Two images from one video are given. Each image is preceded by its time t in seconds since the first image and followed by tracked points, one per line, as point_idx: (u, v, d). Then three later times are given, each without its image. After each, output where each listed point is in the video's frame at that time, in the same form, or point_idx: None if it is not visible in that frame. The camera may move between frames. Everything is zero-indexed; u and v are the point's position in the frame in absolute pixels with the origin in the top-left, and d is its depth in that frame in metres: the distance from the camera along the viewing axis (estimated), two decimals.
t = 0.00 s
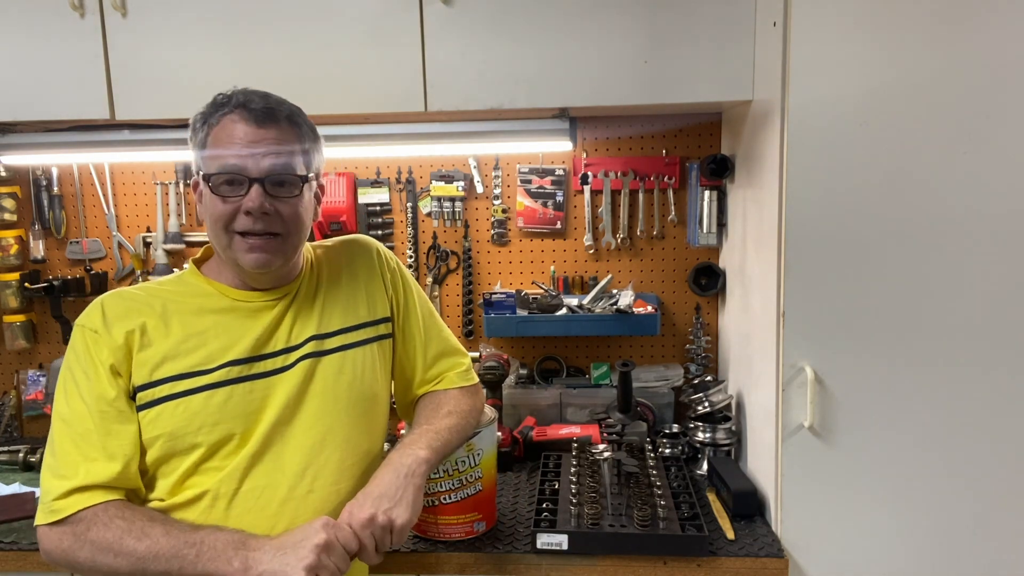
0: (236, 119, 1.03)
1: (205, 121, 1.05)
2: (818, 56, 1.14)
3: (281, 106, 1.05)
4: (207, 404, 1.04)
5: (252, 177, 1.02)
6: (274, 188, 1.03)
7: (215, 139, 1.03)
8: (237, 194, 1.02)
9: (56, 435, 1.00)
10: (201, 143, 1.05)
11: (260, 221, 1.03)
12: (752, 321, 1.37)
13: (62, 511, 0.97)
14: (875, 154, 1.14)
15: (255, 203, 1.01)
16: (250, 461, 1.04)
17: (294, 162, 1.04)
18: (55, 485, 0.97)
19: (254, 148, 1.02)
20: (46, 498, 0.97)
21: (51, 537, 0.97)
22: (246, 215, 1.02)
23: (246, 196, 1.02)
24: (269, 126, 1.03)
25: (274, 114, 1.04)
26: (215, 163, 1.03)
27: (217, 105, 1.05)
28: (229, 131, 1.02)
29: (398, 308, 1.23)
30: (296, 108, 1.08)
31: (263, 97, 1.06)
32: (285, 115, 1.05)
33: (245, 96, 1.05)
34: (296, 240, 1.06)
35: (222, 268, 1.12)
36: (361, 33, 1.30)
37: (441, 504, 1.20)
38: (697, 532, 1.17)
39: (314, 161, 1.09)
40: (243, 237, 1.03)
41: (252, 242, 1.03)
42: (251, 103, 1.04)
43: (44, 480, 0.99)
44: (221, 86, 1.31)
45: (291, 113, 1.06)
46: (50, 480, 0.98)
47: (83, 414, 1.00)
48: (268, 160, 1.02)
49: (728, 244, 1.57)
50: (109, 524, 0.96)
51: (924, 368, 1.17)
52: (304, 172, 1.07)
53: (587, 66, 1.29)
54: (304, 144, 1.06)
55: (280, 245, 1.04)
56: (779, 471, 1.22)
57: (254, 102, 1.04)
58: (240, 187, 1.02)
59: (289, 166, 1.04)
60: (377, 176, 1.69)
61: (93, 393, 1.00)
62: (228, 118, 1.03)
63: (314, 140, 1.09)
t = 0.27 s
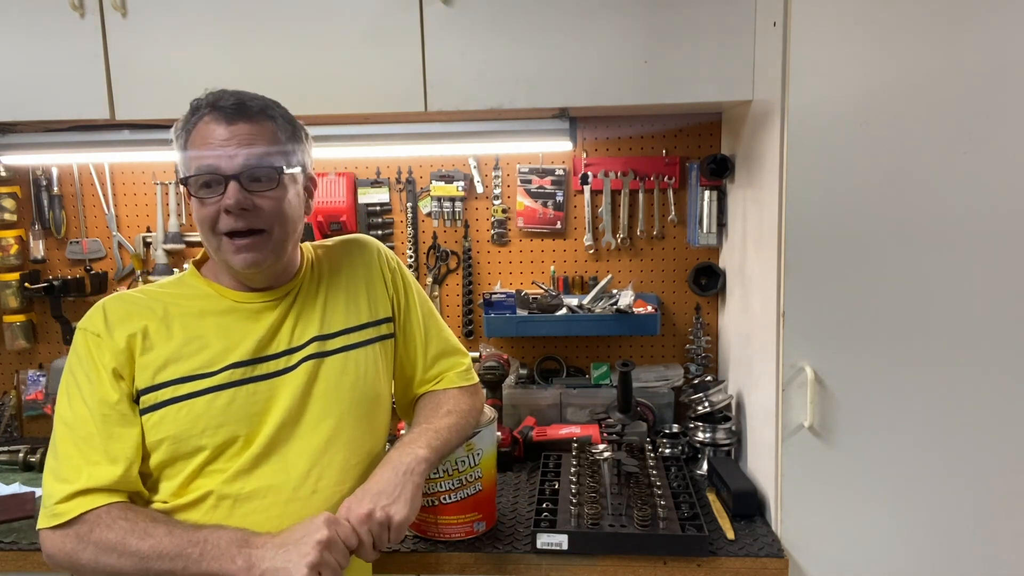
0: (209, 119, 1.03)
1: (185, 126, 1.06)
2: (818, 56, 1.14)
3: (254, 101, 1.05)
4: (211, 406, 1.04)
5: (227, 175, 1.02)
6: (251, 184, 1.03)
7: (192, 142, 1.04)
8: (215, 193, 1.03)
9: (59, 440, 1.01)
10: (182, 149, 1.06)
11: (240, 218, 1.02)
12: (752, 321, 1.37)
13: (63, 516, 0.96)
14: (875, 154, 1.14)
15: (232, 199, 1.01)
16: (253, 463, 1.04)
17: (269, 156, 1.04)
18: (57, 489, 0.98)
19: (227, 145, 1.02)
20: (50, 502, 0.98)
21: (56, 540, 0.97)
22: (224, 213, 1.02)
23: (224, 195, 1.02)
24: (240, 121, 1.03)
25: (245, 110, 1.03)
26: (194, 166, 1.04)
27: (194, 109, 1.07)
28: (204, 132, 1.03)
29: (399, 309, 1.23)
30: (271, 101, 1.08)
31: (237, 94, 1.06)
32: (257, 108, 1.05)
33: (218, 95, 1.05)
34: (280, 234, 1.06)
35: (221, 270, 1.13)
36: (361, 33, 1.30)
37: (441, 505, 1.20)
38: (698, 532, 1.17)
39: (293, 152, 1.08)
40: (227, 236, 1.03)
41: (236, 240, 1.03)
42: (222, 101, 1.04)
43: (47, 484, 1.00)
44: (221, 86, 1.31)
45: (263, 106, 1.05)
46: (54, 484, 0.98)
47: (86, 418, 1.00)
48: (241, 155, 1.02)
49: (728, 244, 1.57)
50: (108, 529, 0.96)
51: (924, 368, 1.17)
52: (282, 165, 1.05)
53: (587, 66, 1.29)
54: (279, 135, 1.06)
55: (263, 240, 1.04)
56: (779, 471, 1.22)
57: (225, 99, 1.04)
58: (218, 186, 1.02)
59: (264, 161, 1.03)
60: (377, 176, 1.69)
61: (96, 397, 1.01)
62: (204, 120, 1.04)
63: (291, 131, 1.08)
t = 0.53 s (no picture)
0: (198, 120, 1.03)
1: (177, 128, 1.06)
2: (818, 56, 1.14)
3: (241, 102, 1.04)
4: (207, 407, 1.04)
5: (216, 177, 1.02)
6: (239, 185, 1.03)
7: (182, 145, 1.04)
8: (204, 195, 1.03)
9: (58, 442, 1.02)
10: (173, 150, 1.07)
11: (229, 220, 1.02)
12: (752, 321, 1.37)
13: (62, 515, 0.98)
14: (875, 154, 1.14)
15: (219, 202, 1.01)
16: (250, 464, 1.05)
17: (257, 157, 1.03)
18: (55, 489, 0.99)
19: (214, 148, 1.01)
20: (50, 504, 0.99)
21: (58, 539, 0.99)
22: (213, 216, 1.02)
23: (213, 197, 1.02)
24: (228, 122, 1.02)
25: (232, 111, 1.03)
26: (184, 168, 1.04)
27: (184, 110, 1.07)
28: (193, 134, 1.03)
29: (399, 308, 1.23)
30: (260, 100, 1.07)
31: (226, 95, 1.05)
32: (245, 109, 1.04)
33: (207, 96, 1.05)
34: (270, 235, 1.05)
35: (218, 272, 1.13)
36: (361, 33, 1.30)
37: (441, 505, 1.20)
38: (697, 532, 1.17)
39: (283, 152, 1.07)
40: (217, 238, 1.03)
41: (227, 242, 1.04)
42: (210, 103, 1.04)
43: (47, 486, 1.01)
44: (221, 86, 1.31)
45: (252, 106, 1.05)
46: (53, 486, 0.99)
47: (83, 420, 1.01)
48: (229, 157, 1.01)
49: (728, 244, 1.57)
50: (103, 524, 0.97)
51: (924, 368, 1.17)
52: (271, 165, 1.05)
53: (587, 66, 1.29)
54: (269, 136, 1.05)
55: (253, 242, 1.04)
56: (779, 471, 1.22)
57: (213, 100, 1.04)
58: (207, 189, 1.02)
59: (252, 162, 1.03)
60: (377, 176, 1.69)
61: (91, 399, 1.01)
62: (193, 122, 1.04)
63: (281, 130, 1.07)
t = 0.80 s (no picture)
0: (189, 125, 1.03)
1: (168, 132, 1.05)
2: (818, 56, 1.14)
3: (234, 105, 1.04)
4: (198, 408, 1.04)
5: (208, 182, 1.02)
6: (231, 189, 1.02)
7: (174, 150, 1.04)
8: (196, 200, 1.02)
9: (53, 441, 1.04)
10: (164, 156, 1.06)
11: (223, 225, 1.02)
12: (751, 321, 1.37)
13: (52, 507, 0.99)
14: (876, 154, 1.14)
15: (212, 207, 1.01)
16: (241, 465, 1.04)
17: (250, 160, 1.03)
18: (42, 485, 1.01)
19: (205, 152, 1.01)
20: (42, 500, 1.00)
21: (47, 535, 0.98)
22: (206, 221, 1.02)
23: (206, 202, 1.02)
24: (219, 126, 1.02)
25: (225, 114, 1.03)
26: (176, 174, 1.04)
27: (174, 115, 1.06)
28: (184, 138, 1.03)
29: (397, 309, 1.22)
30: (253, 103, 1.07)
31: (218, 98, 1.05)
32: (236, 112, 1.04)
33: (197, 100, 1.05)
34: (265, 238, 1.05)
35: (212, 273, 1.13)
36: (361, 32, 1.30)
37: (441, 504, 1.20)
38: (698, 532, 1.17)
39: (276, 155, 1.07)
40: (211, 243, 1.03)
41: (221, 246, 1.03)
42: (201, 106, 1.03)
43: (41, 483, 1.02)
44: (221, 86, 1.31)
45: (243, 109, 1.05)
46: (45, 483, 1.01)
47: (77, 418, 1.03)
48: (221, 160, 1.01)
49: (728, 244, 1.57)
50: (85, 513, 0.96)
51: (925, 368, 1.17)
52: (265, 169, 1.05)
53: (587, 66, 1.29)
54: (260, 138, 1.05)
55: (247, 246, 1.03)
56: (779, 471, 1.22)
57: (204, 104, 1.03)
58: (199, 193, 1.02)
59: (245, 165, 1.03)
60: (377, 176, 1.69)
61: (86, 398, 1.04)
62: (185, 126, 1.03)
63: (272, 132, 1.07)
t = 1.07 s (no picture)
0: (187, 123, 1.03)
1: (168, 132, 1.06)
2: (818, 56, 1.14)
3: (231, 104, 1.04)
4: (194, 407, 1.05)
5: (204, 180, 1.02)
6: (227, 188, 1.02)
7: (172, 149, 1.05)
8: (193, 198, 1.03)
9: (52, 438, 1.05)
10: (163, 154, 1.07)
11: (218, 223, 1.02)
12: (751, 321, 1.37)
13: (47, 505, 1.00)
14: (875, 154, 1.14)
15: (207, 205, 1.01)
16: (237, 464, 1.05)
17: (246, 158, 1.03)
18: (40, 483, 1.02)
19: (201, 151, 1.02)
20: (40, 496, 1.01)
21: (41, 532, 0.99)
22: (201, 219, 1.02)
23: (201, 200, 1.02)
24: (215, 124, 1.02)
25: (222, 113, 1.03)
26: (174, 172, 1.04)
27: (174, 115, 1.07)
28: (181, 136, 1.03)
29: (396, 309, 1.22)
30: (251, 103, 1.07)
31: (216, 97, 1.06)
32: (233, 111, 1.04)
33: (196, 99, 1.05)
34: (260, 236, 1.05)
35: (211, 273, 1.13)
36: (361, 32, 1.30)
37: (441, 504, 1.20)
38: (697, 532, 1.17)
39: (273, 154, 1.07)
40: (207, 241, 1.03)
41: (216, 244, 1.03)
42: (198, 105, 1.04)
43: (41, 480, 1.03)
44: (221, 86, 1.31)
45: (240, 108, 1.05)
46: (44, 479, 1.02)
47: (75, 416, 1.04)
48: (217, 159, 1.01)
49: (728, 244, 1.57)
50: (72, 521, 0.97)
51: (925, 368, 1.17)
52: (261, 166, 1.05)
53: (587, 66, 1.29)
54: (257, 137, 1.05)
55: (242, 244, 1.03)
56: (779, 471, 1.22)
57: (201, 103, 1.04)
58: (195, 191, 1.02)
59: (241, 164, 1.03)
60: (377, 176, 1.69)
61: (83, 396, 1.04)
62: (183, 126, 1.04)
63: (270, 131, 1.07)
